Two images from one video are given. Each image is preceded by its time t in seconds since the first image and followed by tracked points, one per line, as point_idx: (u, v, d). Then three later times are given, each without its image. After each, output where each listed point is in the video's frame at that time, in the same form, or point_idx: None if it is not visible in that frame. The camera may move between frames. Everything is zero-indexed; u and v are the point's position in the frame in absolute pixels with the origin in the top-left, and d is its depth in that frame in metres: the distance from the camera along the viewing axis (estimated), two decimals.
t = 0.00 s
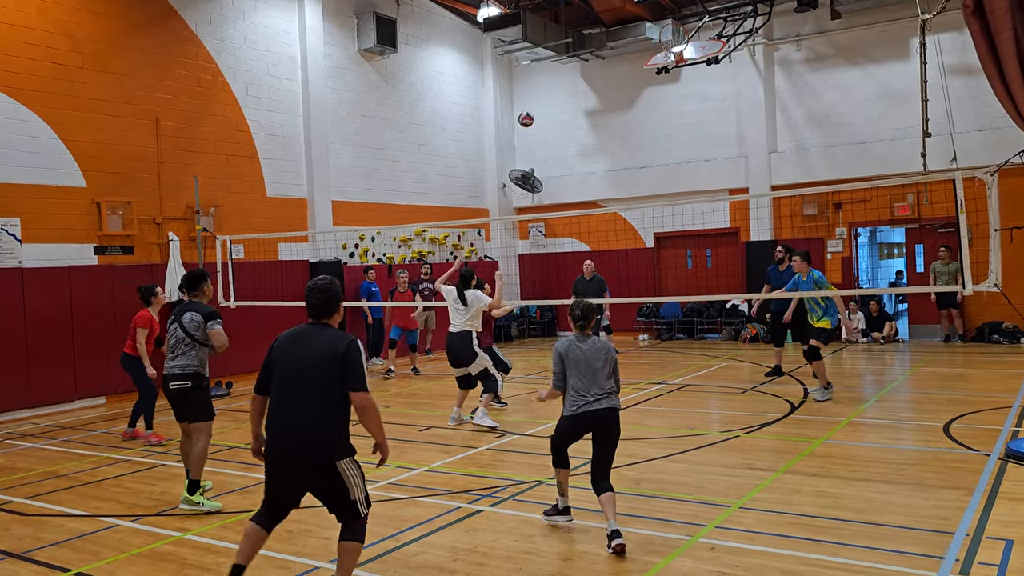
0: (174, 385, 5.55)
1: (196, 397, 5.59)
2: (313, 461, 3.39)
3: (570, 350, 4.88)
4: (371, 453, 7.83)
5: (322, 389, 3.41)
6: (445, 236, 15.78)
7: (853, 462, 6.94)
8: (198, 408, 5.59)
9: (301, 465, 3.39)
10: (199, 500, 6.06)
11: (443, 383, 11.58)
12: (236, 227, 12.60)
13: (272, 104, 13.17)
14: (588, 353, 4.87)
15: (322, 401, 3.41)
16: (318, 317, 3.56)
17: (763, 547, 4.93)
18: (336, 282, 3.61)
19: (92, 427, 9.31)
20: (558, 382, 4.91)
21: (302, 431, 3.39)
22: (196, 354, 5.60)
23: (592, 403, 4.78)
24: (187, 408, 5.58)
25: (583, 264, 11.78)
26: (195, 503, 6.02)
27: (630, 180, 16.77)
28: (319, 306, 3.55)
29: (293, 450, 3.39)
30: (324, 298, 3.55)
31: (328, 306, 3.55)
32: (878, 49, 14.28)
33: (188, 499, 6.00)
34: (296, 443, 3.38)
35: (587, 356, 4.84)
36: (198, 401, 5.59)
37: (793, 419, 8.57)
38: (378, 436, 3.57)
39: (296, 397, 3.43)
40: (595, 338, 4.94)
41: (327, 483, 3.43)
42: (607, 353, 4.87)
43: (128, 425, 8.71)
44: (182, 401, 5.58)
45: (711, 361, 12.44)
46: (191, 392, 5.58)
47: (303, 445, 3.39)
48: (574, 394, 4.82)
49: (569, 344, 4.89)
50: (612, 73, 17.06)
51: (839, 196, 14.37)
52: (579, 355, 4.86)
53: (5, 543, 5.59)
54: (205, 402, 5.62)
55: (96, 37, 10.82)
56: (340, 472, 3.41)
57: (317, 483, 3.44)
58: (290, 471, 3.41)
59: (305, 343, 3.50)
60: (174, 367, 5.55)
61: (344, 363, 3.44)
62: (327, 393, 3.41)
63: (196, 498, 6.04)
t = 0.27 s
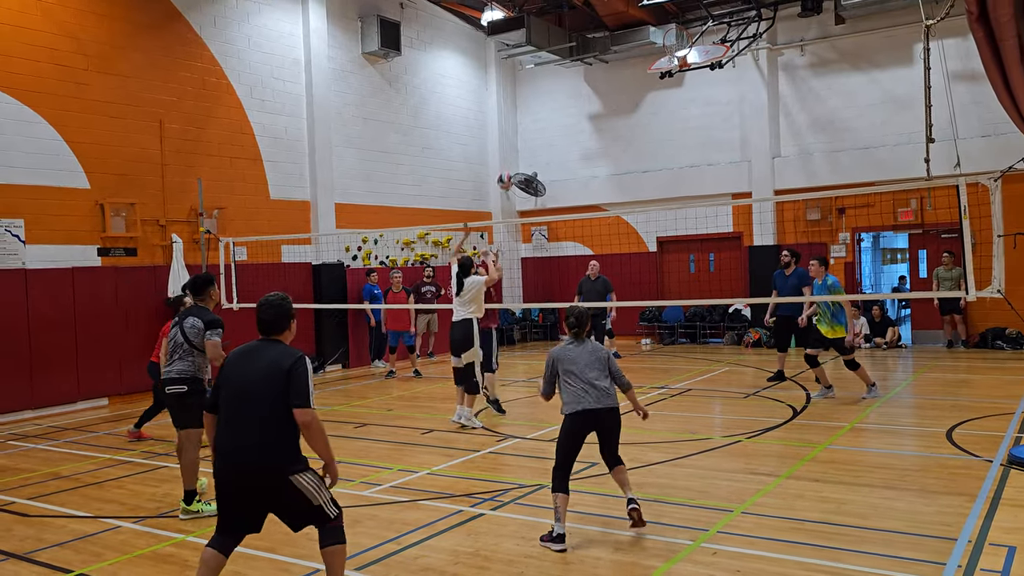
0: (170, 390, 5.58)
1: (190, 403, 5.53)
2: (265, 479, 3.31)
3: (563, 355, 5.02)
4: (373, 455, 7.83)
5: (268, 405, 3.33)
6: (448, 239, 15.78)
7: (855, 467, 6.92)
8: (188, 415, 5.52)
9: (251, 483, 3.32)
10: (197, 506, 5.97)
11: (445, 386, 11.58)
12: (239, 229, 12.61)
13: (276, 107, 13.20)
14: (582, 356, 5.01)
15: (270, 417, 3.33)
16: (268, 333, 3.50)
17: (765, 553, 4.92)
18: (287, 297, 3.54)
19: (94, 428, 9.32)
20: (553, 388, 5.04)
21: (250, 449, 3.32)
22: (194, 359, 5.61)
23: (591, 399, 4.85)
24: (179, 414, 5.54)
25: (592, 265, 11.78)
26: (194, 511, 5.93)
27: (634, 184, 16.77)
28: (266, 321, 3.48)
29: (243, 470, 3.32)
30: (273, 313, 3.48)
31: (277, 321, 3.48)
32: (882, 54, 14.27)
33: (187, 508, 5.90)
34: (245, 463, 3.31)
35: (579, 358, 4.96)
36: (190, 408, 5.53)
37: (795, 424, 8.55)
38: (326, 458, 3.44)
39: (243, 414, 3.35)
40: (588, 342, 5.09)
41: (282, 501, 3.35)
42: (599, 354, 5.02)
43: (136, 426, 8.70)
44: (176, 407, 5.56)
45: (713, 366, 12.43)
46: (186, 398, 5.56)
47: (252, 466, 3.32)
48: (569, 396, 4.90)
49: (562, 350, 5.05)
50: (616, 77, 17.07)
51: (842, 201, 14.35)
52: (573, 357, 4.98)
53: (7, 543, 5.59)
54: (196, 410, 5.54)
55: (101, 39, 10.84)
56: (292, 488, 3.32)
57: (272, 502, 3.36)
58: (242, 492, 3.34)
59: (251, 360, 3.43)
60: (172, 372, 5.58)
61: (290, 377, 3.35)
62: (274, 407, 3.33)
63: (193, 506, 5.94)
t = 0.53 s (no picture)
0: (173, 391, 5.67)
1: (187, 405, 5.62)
2: (244, 470, 3.34)
3: (595, 352, 5.21)
4: (376, 458, 7.83)
5: (247, 394, 3.37)
6: (451, 242, 15.78)
7: (859, 472, 6.92)
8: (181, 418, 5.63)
9: (231, 474, 3.34)
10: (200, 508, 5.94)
11: (448, 388, 11.58)
12: (243, 232, 12.62)
13: (281, 110, 13.22)
14: (612, 356, 5.22)
15: (250, 406, 3.37)
16: (243, 322, 3.54)
17: (769, 557, 4.92)
18: (261, 286, 3.59)
19: (98, 429, 9.33)
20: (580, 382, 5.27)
21: (231, 437, 3.35)
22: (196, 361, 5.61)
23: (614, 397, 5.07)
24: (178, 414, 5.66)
25: (595, 267, 11.78)
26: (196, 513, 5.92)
27: (638, 188, 16.77)
28: (242, 310, 3.52)
29: (223, 459, 3.35)
30: (250, 302, 3.54)
31: (252, 310, 3.53)
32: (886, 59, 14.27)
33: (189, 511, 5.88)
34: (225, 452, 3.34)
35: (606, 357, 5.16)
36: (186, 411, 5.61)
37: (799, 429, 8.55)
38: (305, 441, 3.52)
39: (222, 405, 3.39)
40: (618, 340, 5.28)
41: (263, 490, 3.39)
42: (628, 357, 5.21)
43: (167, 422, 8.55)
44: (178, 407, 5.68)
45: (716, 370, 12.43)
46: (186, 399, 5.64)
47: (232, 454, 3.35)
48: (592, 392, 5.13)
49: (593, 347, 5.24)
50: (620, 81, 17.08)
51: (846, 206, 14.36)
52: (604, 356, 5.19)
53: (11, 544, 5.60)
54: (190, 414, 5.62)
55: (107, 41, 10.87)
56: (274, 475, 3.37)
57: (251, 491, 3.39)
58: (222, 482, 3.36)
59: (228, 349, 3.47)
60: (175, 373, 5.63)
61: (268, 364, 3.40)
62: (254, 396, 3.38)
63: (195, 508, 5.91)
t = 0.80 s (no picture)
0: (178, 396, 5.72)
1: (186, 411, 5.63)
2: (246, 468, 3.34)
3: (603, 360, 5.66)
4: (375, 459, 7.83)
5: (250, 392, 3.38)
6: (451, 244, 15.78)
7: (858, 475, 6.92)
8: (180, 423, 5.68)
9: (233, 472, 3.34)
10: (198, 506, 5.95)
11: (447, 390, 11.57)
12: (242, 233, 12.63)
13: (281, 111, 13.23)
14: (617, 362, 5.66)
15: (252, 403, 3.38)
16: (244, 320, 3.57)
17: (768, 560, 4.91)
18: (260, 285, 3.63)
19: (97, 430, 9.33)
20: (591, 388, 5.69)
21: (233, 435, 3.36)
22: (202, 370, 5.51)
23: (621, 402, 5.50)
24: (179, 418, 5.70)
25: (594, 270, 11.77)
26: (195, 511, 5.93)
27: (637, 190, 16.78)
28: (244, 308, 3.56)
29: (225, 455, 3.34)
30: (249, 301, 3.57)
31: (253, 308, 3.56)
32: (886, 62, 14.29)
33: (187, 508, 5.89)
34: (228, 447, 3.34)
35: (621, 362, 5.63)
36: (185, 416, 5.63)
37: (798, 431, 8.55)
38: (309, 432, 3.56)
39: (224, 402, 3.39)
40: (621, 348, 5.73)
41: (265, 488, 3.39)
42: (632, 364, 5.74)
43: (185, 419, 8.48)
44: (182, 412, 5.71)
45: (715, 372, 12.43)
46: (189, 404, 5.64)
47: (235, 452, 3.35)
48: (608, 395, 5.53)
49: (600, 356, 5.69)
50: (620, 83, 17.09)
51: (845, 209, 14.40)
52: (612, 363, 5.62)
53: (10, 545, 5.60)
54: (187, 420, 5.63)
55: (107, 42, 10.88)
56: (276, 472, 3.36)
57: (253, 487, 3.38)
58: (224, 478, 3.36)
59: (231, 346, 3.49)
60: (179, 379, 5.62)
61: (271, 361, 3.42)
62: (257, 393, 3.39)
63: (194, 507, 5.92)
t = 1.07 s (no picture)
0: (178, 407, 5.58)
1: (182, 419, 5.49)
2: (234, 480, 3.34)
3: (643, 347, 5.89)
4: (369, 461, 7.82)
5: (238, 406, 3.38)
6: (445, 244, 15.77)
7: (852, 476, 6.93)
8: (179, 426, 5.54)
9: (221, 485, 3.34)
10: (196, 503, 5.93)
11: (442, 391, 11.57)
12: (237, 234, 12.61)
13: (275, 112, 13.22)
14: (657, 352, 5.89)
15: (241, 417, 3.37)
16: (237, 338, 3.55)
17: (762, 561, 4.92)
18: (254, 304, 3.61)
19: (91, 431, 9.31)
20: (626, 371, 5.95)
21: (220, 449, 3.35)
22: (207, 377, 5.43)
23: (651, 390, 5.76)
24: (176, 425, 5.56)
25: (589, 273, 11.77)
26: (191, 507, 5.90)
27: (632, 191, 16.79)
28: (238, 326, 3.54)
29: (214, 470, 3.34)
30: (243, 319, 3.56)
31: (246, 326, 3.55)
32: (880, 64, 14.32)
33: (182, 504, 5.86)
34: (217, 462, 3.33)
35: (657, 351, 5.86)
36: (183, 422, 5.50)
37: (792, 432, 8.56)
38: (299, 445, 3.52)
39: (212, 416, 3.39)
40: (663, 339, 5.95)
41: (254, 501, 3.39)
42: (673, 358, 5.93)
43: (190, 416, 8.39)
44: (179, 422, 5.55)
45: (710, 373, 12.45)
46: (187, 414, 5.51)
47: (222, 466, 3.34)
48: (634, 379, 5.84)
49: (643, 342, 5.92)
50: (614, 84, 17.11)
51: (840, 210, 14.42)
52: (652, 351, 5.84)
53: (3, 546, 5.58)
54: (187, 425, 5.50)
55: (101, 43, 10.87)
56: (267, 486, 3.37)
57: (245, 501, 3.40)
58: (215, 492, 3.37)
59: (219, 363, 3.49)
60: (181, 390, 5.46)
61: (259, 376, 3.42)
62: (246, 408, 3.39)
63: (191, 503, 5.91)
